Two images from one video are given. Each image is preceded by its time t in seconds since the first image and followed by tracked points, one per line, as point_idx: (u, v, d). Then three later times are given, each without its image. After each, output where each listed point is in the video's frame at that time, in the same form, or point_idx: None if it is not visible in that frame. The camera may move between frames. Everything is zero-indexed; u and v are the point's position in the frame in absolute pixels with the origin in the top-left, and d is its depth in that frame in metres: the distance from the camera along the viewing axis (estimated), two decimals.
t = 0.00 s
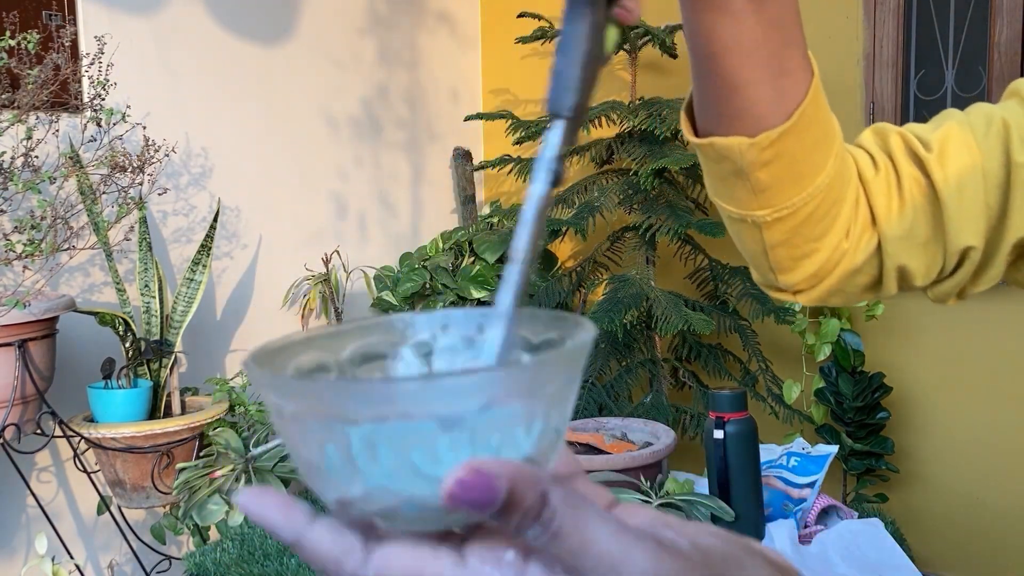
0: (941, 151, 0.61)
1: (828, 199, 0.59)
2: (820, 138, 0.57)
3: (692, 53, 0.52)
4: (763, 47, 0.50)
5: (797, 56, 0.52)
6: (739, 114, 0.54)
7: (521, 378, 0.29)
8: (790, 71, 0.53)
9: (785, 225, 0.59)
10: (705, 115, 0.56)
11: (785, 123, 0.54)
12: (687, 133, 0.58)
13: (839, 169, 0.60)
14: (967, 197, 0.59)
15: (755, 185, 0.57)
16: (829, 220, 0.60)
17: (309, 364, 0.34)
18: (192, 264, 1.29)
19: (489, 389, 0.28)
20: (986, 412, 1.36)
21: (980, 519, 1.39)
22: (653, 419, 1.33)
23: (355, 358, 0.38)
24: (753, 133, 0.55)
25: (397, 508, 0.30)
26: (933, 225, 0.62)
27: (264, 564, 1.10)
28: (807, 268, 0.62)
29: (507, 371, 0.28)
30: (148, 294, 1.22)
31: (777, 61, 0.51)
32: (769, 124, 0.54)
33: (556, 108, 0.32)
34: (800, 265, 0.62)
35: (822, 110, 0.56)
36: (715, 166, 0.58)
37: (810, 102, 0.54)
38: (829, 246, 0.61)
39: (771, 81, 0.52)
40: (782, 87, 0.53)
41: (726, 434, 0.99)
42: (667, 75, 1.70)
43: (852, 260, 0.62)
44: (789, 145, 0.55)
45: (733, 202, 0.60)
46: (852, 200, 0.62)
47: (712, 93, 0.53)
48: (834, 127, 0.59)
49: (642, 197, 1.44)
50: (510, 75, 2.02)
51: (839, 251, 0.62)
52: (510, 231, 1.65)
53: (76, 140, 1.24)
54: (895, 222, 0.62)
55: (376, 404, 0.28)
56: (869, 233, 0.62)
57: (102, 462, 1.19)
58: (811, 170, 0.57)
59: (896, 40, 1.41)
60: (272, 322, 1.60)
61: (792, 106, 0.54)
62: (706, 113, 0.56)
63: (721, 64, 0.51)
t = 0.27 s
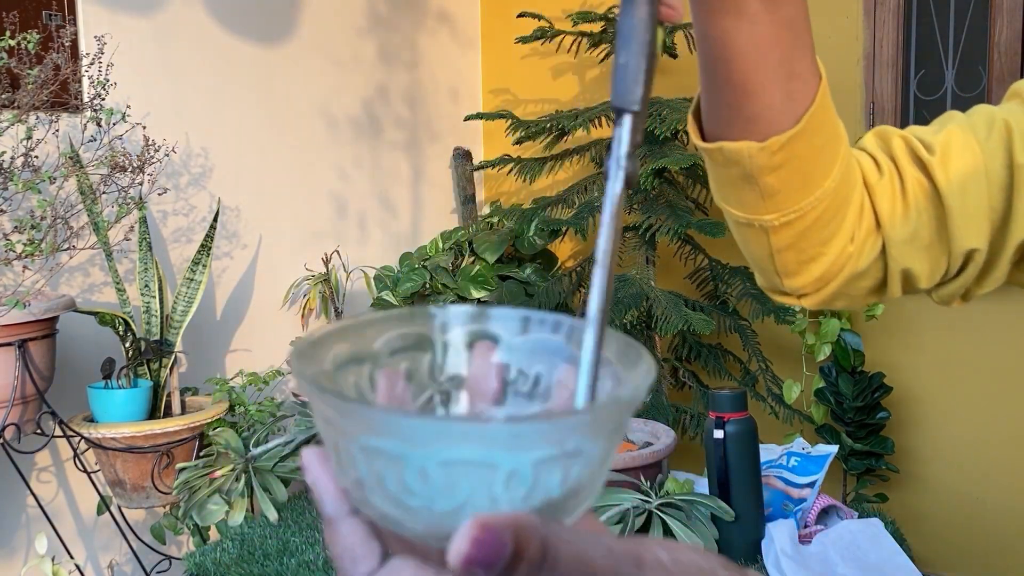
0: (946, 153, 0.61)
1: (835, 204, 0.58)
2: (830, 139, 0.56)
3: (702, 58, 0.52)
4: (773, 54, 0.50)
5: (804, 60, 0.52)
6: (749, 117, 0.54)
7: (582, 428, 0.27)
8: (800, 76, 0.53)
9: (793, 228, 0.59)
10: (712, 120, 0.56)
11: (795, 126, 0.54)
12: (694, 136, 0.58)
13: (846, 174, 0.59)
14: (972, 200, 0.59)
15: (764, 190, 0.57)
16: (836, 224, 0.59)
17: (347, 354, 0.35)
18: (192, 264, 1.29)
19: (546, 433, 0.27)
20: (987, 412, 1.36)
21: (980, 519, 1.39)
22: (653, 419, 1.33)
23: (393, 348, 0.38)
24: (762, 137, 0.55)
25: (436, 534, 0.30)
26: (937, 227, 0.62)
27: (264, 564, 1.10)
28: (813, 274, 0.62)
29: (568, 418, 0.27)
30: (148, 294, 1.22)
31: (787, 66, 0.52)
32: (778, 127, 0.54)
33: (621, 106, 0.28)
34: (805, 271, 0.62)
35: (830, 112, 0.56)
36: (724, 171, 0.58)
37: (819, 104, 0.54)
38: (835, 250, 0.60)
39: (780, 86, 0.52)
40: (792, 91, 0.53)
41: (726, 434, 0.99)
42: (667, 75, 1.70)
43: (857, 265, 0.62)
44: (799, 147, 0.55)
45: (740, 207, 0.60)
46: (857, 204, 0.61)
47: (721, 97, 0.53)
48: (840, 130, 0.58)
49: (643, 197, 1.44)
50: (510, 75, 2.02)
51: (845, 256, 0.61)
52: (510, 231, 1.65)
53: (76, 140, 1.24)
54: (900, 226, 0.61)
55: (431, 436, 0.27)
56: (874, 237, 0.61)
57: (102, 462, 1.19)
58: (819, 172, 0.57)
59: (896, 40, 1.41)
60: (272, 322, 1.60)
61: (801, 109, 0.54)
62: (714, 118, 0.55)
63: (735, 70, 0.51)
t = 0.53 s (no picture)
0: (947, 156, 0.61)
1: (838, 212, 0.58)
2: (835, 151, 0.56)
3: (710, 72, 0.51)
4: (782, 73, 0.50)
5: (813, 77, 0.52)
6: (755, 131, 0.54)
7: (589, 440, 0.26)
8: (807, 92, 0.52)
9: (797, 237, 0.59)
10: (718, 131, 0.56)
11: (800, 143, 0.54)
12: (699, 146, 0.57)
13: (849, 180, 0.59)
14: (972, 203, 0.59)
15: (769, 202, 0.57)
16: (839, 231, 0.59)
17: (379, 340, 0.35)
18: (192, 264, 1.29)
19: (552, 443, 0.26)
20: (988, 412, 1.36)
21: (979, 519, 1.39)
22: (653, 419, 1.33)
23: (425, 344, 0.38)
24: (767, 152, 0.55)
25: (430, 526, 0.30)
26: (937, 230, 0.62)
27: (264, 564, 1.10)
28: (814, 280, 0.61)
29: (571, 432, 0.26)
30: (148, 294, 1.22)
31: (795, 84, 0.51)
32: (783, 143, 0.54)
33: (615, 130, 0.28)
34: (807, 276, 0.61)
35: (836, 126, 0.56)
36: (728, 182, 0.57)
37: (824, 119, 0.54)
38: (837, 256, 0.60)
39: (788, 102, 0.52)
40: (799, 108, 0.53)
41: (726, 434, 0.99)
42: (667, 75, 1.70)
43: (857, 269, 0.62)
44: (804, 161, 0.55)
45: (745, 216, 0.60)
46: (858, 209, 0.61)
47: (729, 112, 0.53)
48: (844, 138, 0.58)
49: (642, 197, 1.44)
50: (510, 75, 2.02)
51: (846, 261, 0.61)
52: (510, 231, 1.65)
53: (76, 140, 1.24)
54: (900, 230, 0.61)
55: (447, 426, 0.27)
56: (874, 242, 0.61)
57: (102, 462, 1.19)
58: (825, 184, 0.57)
59: (896, 40, 1.41)
60: (272, 321, 1.60)
61: (807, 125, 0.54)
62: (721, 130, 0.55)
63: (745, 86, 0.50)
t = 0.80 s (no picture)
0: (945, 155, 0.61)
1: (839, 207, 0.58)
2: (842, 141, 0.56)
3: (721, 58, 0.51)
4: (792, 61, 0.50)
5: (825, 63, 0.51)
6: (763, 119, 0.53)
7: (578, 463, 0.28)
8: (818, 80, 0.52)
9: (799, 229, 0.59)
10: (726, 119, 0.55)
11: (809, 131, 0.54)
12: (707, 134, 0.57)
13: (849, 175, 0.59)
14: (970, 202, 0.59)
15: (773, 192, 0.57)
16: (838, 226, 0.59)
17: (369, 347, 0.38)
18: (192, 264, 1.29)
19: (548, 464, 0.27)
20: (988, 412, 1.36)
21: (978, 519, 1.39)
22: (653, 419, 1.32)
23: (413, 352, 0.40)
24: (774, 140, 0.54)
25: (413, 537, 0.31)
26: (935, 228, 0.62)
27: (264, 564, 1.10)
28: (814, 274, 0.61)
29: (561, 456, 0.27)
30: (148, 293, 1.22)
31: (805, 74, 0.51)
32: (791, 131, 0.54)
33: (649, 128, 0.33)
34: (806, 271, 0.61)
35: (843, 117, 0.56)
36: (734, 170, 0.57)
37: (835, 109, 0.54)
38: (836, 252, 0.60)
39: (798, 90, 0.52)
40: (808, 96, 0.52)
41: (726, 434, 0.99)
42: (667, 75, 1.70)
43: (855, 266, 0.62)
44: (812, 150, 0.54)
45: (747, 206, 0.60)
46: (858, 206, 0.61)
47: (739, 99, 0.53)
48: (847, 132, 0.58)
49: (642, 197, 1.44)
50: (509, 75, 2.02)
51: (845, 258, 0.61)
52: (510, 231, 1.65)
53: (76, 140, 1.24)
54: (899, 228, 0.61)
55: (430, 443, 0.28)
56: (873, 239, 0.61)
57: (101, 462, 1.19)
58: (828, 176, 0.57)
59: (896, 39, 1.41)
60: (272, 321, 1.60)
61: (816, 114, 0.54)
62: (729, 118, 0.55)
63: (755, 73, 0.50)
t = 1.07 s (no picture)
0: (948, 154, 0.61)
1: (837, 208, 0.58)
2: (838, 144, 0.56)
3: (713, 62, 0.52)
4: (785, 63, 0.50)
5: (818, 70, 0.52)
6: (757, 122, 0.53)
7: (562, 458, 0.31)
8: (810, 84, 0.52)
9: (796, 231, 0.59)
10: (721, 122, 0.56)
11: (803, 134, 0.54)
12: (701, 137, 0.57)
13: (848, 176, 0.59)
14: (973, 201, 0.59)
15: (769, 194, 0.57)
16: (837, 228, 0.59)
17: (332, 352, 0.38)
18: (192, 264, 1.29)
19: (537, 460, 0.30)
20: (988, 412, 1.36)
21: (978, 519, 1.39)
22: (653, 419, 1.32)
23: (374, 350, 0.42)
24: (769, 143, 0.54)
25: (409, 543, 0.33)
26: (937, 227, 0.62)
27: (264, 564, 1.10)
28: (814, 275, 0.61)
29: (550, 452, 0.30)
30: (148, 294, 1.22)
31: (798, 76, 0.51)
32: (785, 135, 0.54)
33: (604, 143, 0.34)
34: (806, 271, 0.61)
35: (838, 120, 0.56)
36: (729, 174, 0.57)
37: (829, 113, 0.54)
38: (836, 252, 0.60)
39: (791, 95, 0.52)
40: (802, 99, 0.53)
41: (726, 434, 0.99)
42: (667, 75, 1.70)
43: (857, 266, 0.61)
44: (805, 154, 0.54)
45: (745, 208, 0.60)
46: (859, 205, 0.61)
47: (734, 101, 0.53)
48: (845, 133, 0.58)
49: (643, 197, 1.44)
50: (509, 75, 2.02)
51: (845, 258, 0.61)
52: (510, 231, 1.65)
53: (76, 140, 1.24)
54: (900, 227, 0.61)
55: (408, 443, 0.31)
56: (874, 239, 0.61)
57: (102, 462, 1.19)
58: (824, 178, 0.57)
59: (896, 39, 1.41)
60: (272, 321, 1.60)
61: (811, 117, 0.54)
62: (724, 121, 0.55)
63: (746, 75, 0.50)
